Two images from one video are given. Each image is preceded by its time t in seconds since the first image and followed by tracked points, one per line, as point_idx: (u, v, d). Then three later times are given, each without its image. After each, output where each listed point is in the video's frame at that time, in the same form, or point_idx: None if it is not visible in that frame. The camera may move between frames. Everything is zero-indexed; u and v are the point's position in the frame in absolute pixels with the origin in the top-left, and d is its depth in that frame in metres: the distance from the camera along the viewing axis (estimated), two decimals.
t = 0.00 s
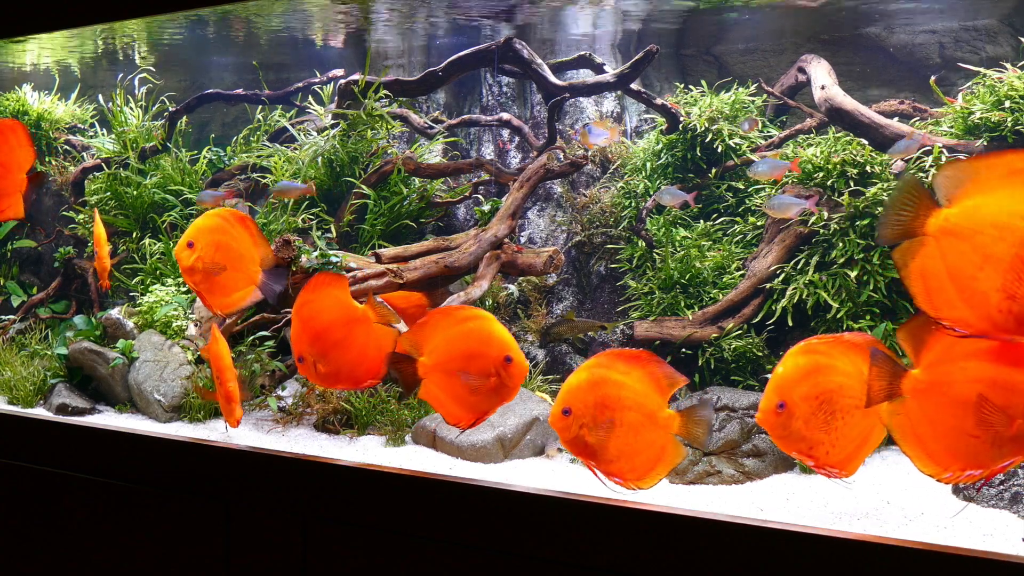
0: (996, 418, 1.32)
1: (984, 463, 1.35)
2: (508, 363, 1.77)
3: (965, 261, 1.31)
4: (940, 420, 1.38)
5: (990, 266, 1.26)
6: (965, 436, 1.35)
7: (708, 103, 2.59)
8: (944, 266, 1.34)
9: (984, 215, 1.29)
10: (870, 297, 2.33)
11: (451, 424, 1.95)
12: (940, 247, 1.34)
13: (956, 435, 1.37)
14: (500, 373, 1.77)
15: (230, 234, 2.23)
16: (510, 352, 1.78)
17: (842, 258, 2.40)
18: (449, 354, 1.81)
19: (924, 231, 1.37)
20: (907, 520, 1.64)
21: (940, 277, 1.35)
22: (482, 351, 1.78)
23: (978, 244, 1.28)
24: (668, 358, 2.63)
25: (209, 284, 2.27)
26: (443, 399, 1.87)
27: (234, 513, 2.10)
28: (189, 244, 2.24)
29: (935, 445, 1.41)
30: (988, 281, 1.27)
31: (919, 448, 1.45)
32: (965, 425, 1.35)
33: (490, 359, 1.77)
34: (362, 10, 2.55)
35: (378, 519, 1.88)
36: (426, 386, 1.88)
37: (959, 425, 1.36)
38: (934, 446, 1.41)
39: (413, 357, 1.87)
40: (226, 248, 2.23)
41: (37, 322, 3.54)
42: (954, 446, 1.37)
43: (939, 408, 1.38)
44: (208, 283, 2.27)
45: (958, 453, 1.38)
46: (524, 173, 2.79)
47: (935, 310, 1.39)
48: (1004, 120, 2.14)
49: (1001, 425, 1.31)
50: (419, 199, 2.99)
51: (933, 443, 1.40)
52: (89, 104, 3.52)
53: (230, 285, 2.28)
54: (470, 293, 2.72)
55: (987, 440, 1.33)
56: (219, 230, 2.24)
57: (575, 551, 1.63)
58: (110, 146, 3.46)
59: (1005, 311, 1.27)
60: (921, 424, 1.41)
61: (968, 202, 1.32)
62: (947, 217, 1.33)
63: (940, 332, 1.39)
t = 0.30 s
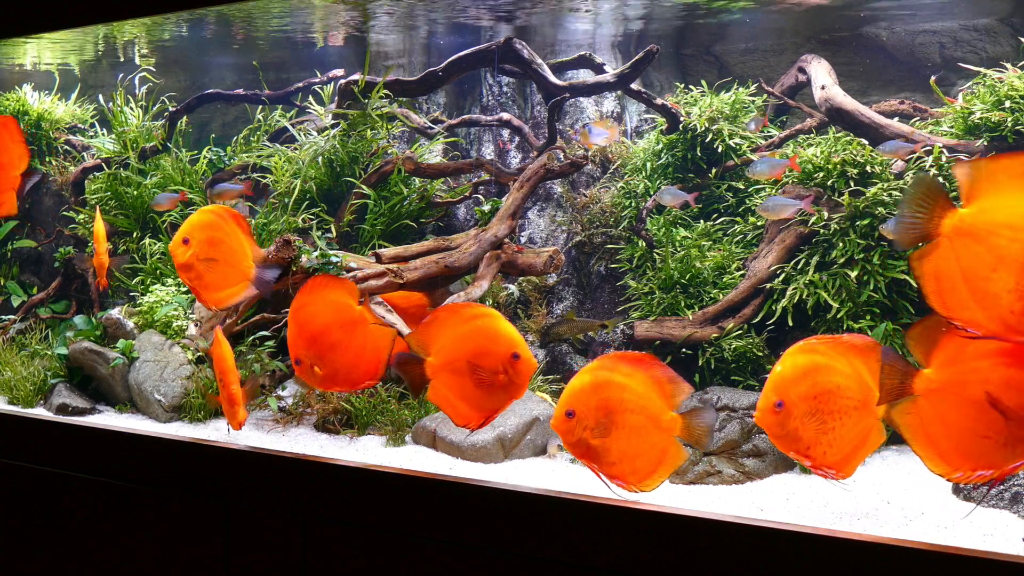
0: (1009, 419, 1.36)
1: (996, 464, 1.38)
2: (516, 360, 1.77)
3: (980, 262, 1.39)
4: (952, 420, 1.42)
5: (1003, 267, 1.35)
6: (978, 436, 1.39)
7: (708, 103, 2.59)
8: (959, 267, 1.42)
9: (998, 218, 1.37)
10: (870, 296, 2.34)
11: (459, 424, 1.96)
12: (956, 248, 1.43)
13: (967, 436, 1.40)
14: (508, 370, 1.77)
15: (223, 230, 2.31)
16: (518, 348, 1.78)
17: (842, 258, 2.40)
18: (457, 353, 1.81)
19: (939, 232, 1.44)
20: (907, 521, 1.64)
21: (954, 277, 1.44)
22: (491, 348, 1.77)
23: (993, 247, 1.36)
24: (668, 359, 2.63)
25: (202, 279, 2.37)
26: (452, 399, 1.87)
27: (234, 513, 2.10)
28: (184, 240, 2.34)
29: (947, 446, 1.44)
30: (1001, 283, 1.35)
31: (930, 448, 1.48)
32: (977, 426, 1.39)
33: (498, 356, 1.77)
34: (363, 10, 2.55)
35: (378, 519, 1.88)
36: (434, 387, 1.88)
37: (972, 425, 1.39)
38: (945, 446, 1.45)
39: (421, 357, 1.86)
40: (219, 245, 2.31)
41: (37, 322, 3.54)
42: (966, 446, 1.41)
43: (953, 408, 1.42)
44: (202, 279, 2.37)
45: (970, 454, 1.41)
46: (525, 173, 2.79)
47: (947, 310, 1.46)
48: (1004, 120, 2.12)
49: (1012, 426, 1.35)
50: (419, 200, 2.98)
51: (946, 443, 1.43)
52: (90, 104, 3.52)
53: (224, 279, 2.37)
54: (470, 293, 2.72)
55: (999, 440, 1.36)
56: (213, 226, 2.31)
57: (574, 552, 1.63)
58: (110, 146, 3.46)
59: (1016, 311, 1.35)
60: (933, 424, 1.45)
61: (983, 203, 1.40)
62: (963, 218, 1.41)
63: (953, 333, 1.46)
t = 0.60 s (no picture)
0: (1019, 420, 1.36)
1: (1006, 464, 1.39)
2: (525, 357, 1.76)
3: (991, 261, 1.42)
4: (963, 420, 1.43)
5: (1013, 266, 1.38)
6: (988, 436, 1.39)
7: (708, 103, 2.59)
8: (970, 265, 1.46)
9: (1009, 218, 1.41)
10: (870, 296, 2.34)
11: (467, 426, 1.95)
12: (967, 247, 1.46)
13: (978, 435, 1.41)
14: (518, 368, 1.76)
15: (208, 227, 2.56)
16: (527, 346, 1.77)
17: (842, 258, 2.41)
18: (464, 353, 1.81)
19: (951, 231, 1.48)
20: (906, 521, 1.65)
21: (966, 277, 1.48)
22: (499, 346, 1.77)
23: (1003, 245, 1.40)
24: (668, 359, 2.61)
25: (184, 275, 2.59)
26: (460, 399, 1.87)
27: (234, 513, 2.10)
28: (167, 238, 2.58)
29: (958, 446, 1.45)
30: (1010, 281, 1.39)
31: (941, 448, 1.49)
32: (988, 426, 1.39)
33: (507, 354, 1.76)
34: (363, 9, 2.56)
35: (378, 519, 1.88)
36: (440, 388, 1.88)
37: (982, 425, 1.40)
38: (955, 446, 1.46)
39: (429, 357, 1.87)
40: (201, 240, 2.56)
41: (37, 322, 3.54)
42: (977, 446, 1.42)
43: (964, 408, 1.43)
44: (185, 275, 2.59)
45: (980, 454, 1.42)
46: (525, 173, 2.78)
47: (959, 309, 1.49)
48: (1004, 120, 2.12)
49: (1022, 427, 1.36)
50: (419, 200, 2.98)
51: (957, 443, 1.44)
52: (90, 104, 3.51)
53: (205, 274, 2.60)
54: (470, 293, 2.68)
55: (1009, 440, 1.37)
56: (196, 223, 2.56)
57: (574, 552, 1.63)
58: (110, 146, 3.46)
59: None
60: (944, 424, 1.46)
61: (995, 205, 1.44)
62: (974, 218, 1.45)
63: (964, 333, 1.49)
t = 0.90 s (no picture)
0: None
1: (1014, 464, 1.39)
2: (532, 354, 1.77)
3: (1001, 262, 1.44)
4: (972, 421, 1.43)
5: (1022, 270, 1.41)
6: (997, 437, 1.39)
7: (708, 103, 2.59)
8: (979, 266, 1.48)
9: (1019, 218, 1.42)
10: (870, 296, 2.35)
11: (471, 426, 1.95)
12: (977, 247, 1.48)
13: (987, 437, 1.40)
14: (524, 365, 1.77)
15: (194, 224, 2.41)
16: (534, 342, 1.78)
17: (842, 258, 2.41)
18: (471, 351, 1.81)
19: (962, 231, 1.50)
20: (907, 521, 1.64)
21: (974, 277, 1.50)
22: (505, 343, 1.77)
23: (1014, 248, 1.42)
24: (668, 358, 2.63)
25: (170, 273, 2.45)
26: (466, 398, 1.86)
27: (234, 513, 2.10)
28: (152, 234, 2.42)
29: (966, 448, 1.45)
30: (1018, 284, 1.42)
31: (948, 448, 1.49)
32: (998, 427, 1.39)
33: (513, 351, 1.77)
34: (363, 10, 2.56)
35: (378, 519, 1.88)
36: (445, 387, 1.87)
37: (991, 426, 1.39)
38: (964, 447, 1.45)
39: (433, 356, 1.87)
40: (188, 237, 2.41)
41: (38, 322, 3.54)
42: (986, 447, 1.41)
43: (971, 408, 1.42)
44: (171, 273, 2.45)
45: (989, 455, 1.41)
46: (526, 173, 2.78)
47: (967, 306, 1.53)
48: (1004, 120, 2.16)
49: None
50: (419, 200, 2.99)
51: (965, 444, 1.44)
52: (90, 104, 3.51)
53: (193, 272, 2.46)
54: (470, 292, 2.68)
55: (1018, 441, 1.37)
56: (182, 220, 2.41)
57: (574, 552, 1.63)
58: (110, 146, 3.45)
59: None
60: (952, 424, 1.45)
61: (1004, 204, 1.45)
62: (985, 218, 1.46)
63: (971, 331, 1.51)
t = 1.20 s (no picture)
0: None
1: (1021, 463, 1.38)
2: (537, 350, 1.76)
3: (1005, 263, 1.46)
4: (979, 420, 1.42)
5: None
6: (1004, 437, 1.38)
7: (709, 103, 2.59)
8: (984, 267, 1.50)
9: None
10: (870, 297, 2.34)
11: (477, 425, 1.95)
12: (981, 249, 1.50)
13: (994, 436, 1.40)
14: (530, 361, 1.76)
15: (179, 224, 2.43)
16: (539, 338, 1.77)
17: (842, 258, 2.40)
18: (476, 349, 1.81)
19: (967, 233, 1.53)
20: (906, 522, 1.63)
21: (980, 278, 1.52)
22: (510, 340, 1.77)
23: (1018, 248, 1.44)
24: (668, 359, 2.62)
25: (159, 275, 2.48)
26: (472, 396, 1.86)
27: (234, 513, 2.10)
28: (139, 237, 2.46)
29: (973, 447, 1.44)
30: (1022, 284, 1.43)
31: (955, 447, 1.48)
32: (1004, 426, 1.38)
33: (519, 347, 1.76)
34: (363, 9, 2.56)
35: (378, 519, 1.88)
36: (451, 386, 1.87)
37: (998, 426, 1.39)
38: (971, 447, 1.44)
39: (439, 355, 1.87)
40: (175, 238, 2.44)
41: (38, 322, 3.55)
42: (993, 446, 1.40)
43: (978, 407, 1.41)
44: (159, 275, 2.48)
45: (996, 454, 1.41)
46: (526, 173, 2.78)
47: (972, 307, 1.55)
48: (1004, 120, 2.15)
49: None
50: (419, 200, 3.00)
51: (972, 443, 1.43)
52: (90, 104, 3.51)
53: (181, 273, 2.49)
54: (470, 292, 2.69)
55: None
56: (168, 220, 2.43)
57: (574, 552, 1.63)
58: (110, 146, 3.45)
59: None
60: (959, 424, 1.45)
61: (1008, 207, 1.48)
62: (989, 219, 1.49)
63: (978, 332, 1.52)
